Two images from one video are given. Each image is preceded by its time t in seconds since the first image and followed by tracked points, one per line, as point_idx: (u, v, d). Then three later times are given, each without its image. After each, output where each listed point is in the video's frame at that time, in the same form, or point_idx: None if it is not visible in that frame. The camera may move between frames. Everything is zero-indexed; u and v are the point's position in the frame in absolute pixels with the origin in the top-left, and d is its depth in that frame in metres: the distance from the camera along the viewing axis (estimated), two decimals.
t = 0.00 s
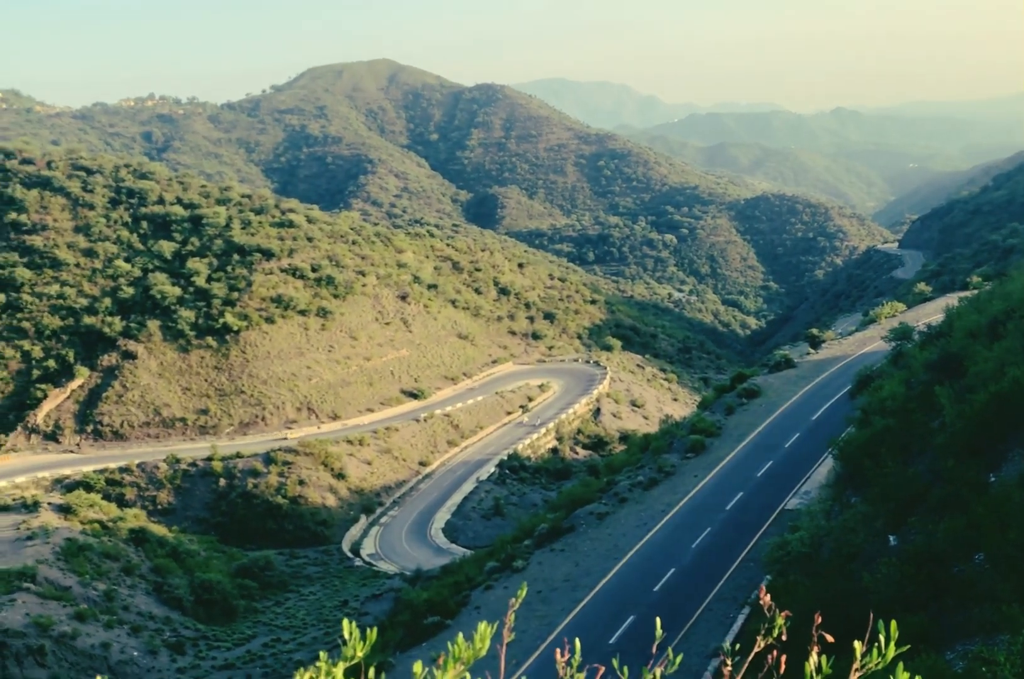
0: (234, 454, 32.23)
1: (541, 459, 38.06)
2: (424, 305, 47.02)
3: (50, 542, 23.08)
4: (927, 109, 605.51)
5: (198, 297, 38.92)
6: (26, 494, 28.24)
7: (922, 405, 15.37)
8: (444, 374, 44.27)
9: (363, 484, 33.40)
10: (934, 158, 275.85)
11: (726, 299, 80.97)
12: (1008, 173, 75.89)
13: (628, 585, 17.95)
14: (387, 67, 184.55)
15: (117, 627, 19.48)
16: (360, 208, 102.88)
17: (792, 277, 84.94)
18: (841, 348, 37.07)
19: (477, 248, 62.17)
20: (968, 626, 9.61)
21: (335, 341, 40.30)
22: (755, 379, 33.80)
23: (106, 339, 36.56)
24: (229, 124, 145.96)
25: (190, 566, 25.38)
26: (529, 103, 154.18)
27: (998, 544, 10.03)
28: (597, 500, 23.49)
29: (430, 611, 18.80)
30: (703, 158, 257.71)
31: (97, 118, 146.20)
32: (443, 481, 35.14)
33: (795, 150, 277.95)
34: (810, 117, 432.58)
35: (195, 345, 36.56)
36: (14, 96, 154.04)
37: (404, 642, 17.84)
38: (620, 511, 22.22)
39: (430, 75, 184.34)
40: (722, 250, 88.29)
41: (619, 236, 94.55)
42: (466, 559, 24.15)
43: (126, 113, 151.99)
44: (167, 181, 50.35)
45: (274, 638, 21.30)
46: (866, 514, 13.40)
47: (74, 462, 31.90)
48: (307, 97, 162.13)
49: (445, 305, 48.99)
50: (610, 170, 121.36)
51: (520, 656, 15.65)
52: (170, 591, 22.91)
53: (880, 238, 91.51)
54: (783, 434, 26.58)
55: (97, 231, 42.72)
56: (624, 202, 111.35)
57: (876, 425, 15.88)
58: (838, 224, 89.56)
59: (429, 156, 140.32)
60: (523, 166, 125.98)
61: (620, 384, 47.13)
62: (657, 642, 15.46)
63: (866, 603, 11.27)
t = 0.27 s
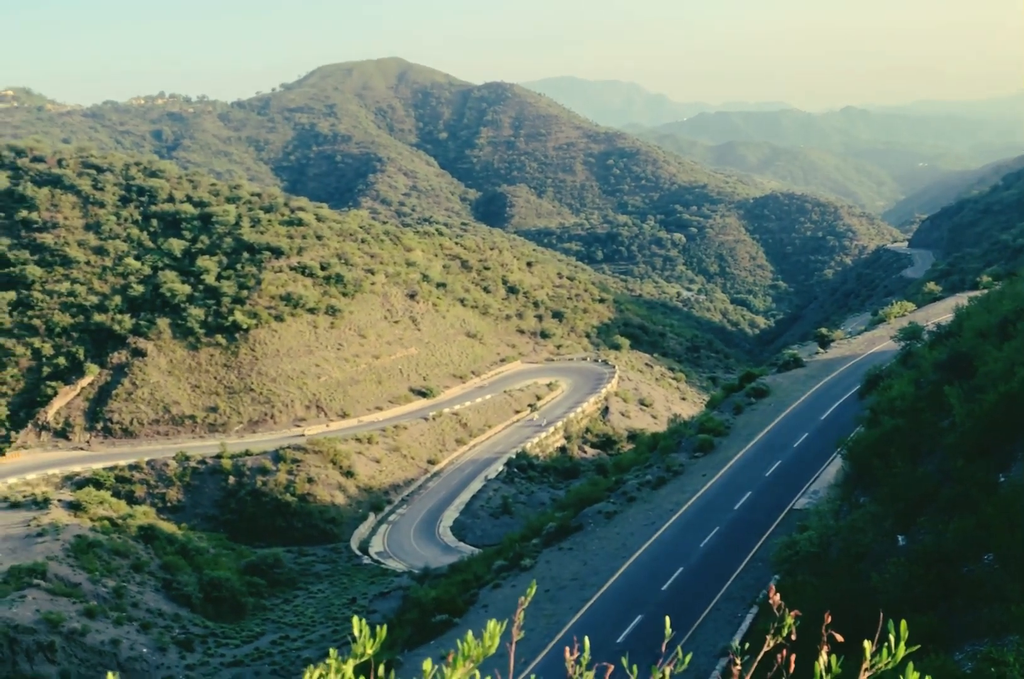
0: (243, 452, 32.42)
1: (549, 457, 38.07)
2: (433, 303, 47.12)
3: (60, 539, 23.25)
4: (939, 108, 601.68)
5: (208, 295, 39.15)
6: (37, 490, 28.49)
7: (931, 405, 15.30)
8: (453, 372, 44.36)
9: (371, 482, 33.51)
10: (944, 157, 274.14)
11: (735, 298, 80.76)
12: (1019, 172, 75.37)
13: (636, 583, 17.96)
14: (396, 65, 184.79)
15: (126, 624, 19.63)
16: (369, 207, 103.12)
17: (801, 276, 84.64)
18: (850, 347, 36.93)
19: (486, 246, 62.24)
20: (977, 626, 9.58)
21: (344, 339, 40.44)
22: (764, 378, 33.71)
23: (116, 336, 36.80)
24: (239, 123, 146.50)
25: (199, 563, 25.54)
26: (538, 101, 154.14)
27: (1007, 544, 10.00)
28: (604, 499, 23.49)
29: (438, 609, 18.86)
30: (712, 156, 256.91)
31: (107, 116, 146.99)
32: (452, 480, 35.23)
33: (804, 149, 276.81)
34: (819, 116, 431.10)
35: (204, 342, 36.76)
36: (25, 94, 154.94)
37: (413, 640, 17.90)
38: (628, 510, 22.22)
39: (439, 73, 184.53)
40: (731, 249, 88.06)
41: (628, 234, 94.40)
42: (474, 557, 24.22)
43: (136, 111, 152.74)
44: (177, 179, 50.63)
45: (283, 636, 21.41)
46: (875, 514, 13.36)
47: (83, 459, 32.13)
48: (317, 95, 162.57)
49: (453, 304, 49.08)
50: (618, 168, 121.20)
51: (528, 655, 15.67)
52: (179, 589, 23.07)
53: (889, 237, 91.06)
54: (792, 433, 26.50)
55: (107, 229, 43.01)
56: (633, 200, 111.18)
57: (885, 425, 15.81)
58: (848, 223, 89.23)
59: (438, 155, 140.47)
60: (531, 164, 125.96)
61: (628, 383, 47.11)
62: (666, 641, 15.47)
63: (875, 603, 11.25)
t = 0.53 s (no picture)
0: (254, 449, 32.65)
1: (559, 455, 38.09)
2: (443, 302, 47.24)
3: (73, 535, 23.56)
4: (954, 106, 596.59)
5: (219, 293, 39.42)
6: (50, 487, 28.80)
7: (942, 405, 15.23)
8: (463, 371, 44.46)
9: (382, 480, 33.64)
10: (958, 156, 271.96)
11: (746, 297, 80.47)
12: None
13: (645, 582, 17.97)
14: (407, 64, 185.11)
15: (138, 620, 19.84)
16: (379, 205, 103.40)
17: (812, 275, 84.23)
18: (860, 346, 36.76)
19: (496, 245, 62.30)
20: (988, 626, 9.56)
21: (354, 337, 40.60)
22: (775, 377, 33.60)
23: (128, 334, 37.11)
24: (251, 121, 147.15)
25: (210, 560, 25.76)
26: (549, 100, 153.99)
27: (1017, 544, 9.98)
28: (614, 498, 23.49)
29: (447, 606, 18.94)
30: (723, 155, 255.88)
31: (120, 115, 147.95)
32: (461, 477, 35.33)
33: (816, 148, 275.22)
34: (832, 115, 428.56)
35: (216, 340, 37.00)
36: (38, 93, 155.96)
37: (422, 638, 18.00)
38: (637, 509, 22.23)
39: (450, 72, 184.68)
40: (741, 248, 87.77)
41: (638, 233, 94.19)
42: (484, 555, 24.27)
43: (148, 109, 153.58)
44: (188, 177, 50.96)
45: (293, 633, 21.56)
46: (885, 513, 13.32)
47: (95, 456, 32.43)
48: (328, 94, 163.03)
49: (463, 302, 49.18)
50: (629, 167, 120.96)
51: (538, 653, 15.73)
52: (190, 585, 23.29)
53: (901, 236, 90.51)
54: (802, 432, 26.43)
55: (119, 226, 43.36)
56: (644, 199, 110.92)
57: (895, 424, 15.75)
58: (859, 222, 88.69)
59: (449, 153, 140.60)
60: (542, 163, 125.87)
61: (638, 381, 47.06)
62: (675, 639, 15.48)
63: (885, 602, 11.22)
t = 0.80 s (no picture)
0: (263, 447, 32.80)
1: (568, 454, 38.06)
2: (452, 299, 47.28)
3: (83, 533, 23.85)
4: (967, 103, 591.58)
5: (229, 290, 39.62)
6: (60, 484, 29.02)
7: (954, 404, 15.14)
8: (472, 369, 44.49)
9: (391, 477, 33.71)
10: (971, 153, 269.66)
11: (756, 295, 80.12)
12: None
13: (655, 581, 17.94)
14: (417, 61, 185.15)
15: (147, 617, 20.01)
16: (389, 203, 103.54)
17: (823, 274, 83.78)
18: (871, 345, 36.54)
19: (506, 243, 62.28)
20: (1000, 626, 9.51)
21: (364, 335, 40.71)
22: (785, 376, 33.45)
23: (138, 331, 37.29)
24: (261, 119, 147.59)
25: (219, 557, 25.91)
26: (559, 97, 153.67)
27: None
28: (623, 497, 23.45)
29: (456, 605, 18.96)
30: (734, 152, 254.74)
31: (130, 112, 148.68)
32: (471, 475, 35.37)
33: (828, 145, 273.55)
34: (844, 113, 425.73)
35: (226, 338, 37.16)
36: (50, 90, 156.72)
37: (431, 636, 18.04)
38: (647, 508, 22.18)
39: (460, 70, 184.54)
40: (752, 246, 87.41)
41: (648, 231, 93.89)
42: (493, 553, 24.28)
43: (159, 107, 154.19)
44: (198, 174, 51.18)
45: (302, 631, 21.62)
46: (896, 513, 13.26)
47: (105, 453, 32.60)
48: (338, 91, 163.29)
49: (473, 300, 49.21)
50: (639, 165, 120.60)
51: (547, 652, 15.72)
52: (199, 583, 23.43)
53: (912, 234, 89.93)
54: (813, 431, 26.32)
55: (129, 223, 43.62)
56: (653, 197, 110.58)
57: (907, 424, 15.67)
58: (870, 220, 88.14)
59: (458, 151, 140.59)
60: (551, 161, 125.67)
61: (648, 380, 46.95)
62: (685, 639, 15.44)
63: (896, 602, 11.18)
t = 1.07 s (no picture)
0: (272, 444, 32.99)
1: (577, 451, 38.05)
2: (461, 297, 47.32)
3: (93, 529, 24.04)
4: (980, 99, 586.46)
5: (238, 287, 39.81)
6: (70, 481, 29.29)
7: (965, 402, 15.06)
8: (482, 366, 44.53)
9: (400, 475, 33.80)
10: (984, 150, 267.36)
11: (766, 293, 79.78)
12: None
13: (664, 579, 17.93)
14: (427, 58, 185.07)
15: (157, 614, 20.19)
16: (398, 200, 103.63)
17: (833, 272, 83.36)
18: (881, 343, 36.35)
19: (516, 240, 62.23)
20: (1011, 626, 9.48)
21: (373, 332, 40.82)
22: (795, 374, 33.31)
23: (147, 328, 37.51)
24: (270, 116, 147.97)
25: (229, 554, 26.06)
26: (569, 94, 153.29)
27: None
28: (632, 495, 23.42)
29: (465, 602, 19.00)
30: (744, 149, 253.55)
31: (141, 109, 149.33)
32: (480, 473, 35.43)
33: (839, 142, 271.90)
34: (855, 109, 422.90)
35: (235, 335, 37.34)
36: (60, 87, 157.38)
37: (440, 633, 18.11)
38: (656, 506, 22.15)
39: (469, 66, 184.33)
40: (762, 243, 87.03)
41: (658, 228, 93.59)
42: (501, 551, 24.32)
43: (169, 103, 154.84)
44: (208, 172, 51.40)
45: (311, 627, 21.72)
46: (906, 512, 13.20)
47: (115, 449, 32.82)
48: (348, 88, 163.51)
49: (482, 297, 49.23)
50: (649, 162, 120.22)
51: (555, 650, 15.74)
52: (209, 579, 23.59)
53: (924, 232, 89.28)
54: (823, 429, 26.22)
55: (139, 220, 43.88)
56: (663, 194, 110.23)
57: (917, 422, 15.59)
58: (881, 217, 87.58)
59: (468, 148, 140.51)
60: (561, 158, 125.43)
61: (657, 378, 46.88)
62: (695, 637, 15.43)
63: (907, 601, 11.13)
